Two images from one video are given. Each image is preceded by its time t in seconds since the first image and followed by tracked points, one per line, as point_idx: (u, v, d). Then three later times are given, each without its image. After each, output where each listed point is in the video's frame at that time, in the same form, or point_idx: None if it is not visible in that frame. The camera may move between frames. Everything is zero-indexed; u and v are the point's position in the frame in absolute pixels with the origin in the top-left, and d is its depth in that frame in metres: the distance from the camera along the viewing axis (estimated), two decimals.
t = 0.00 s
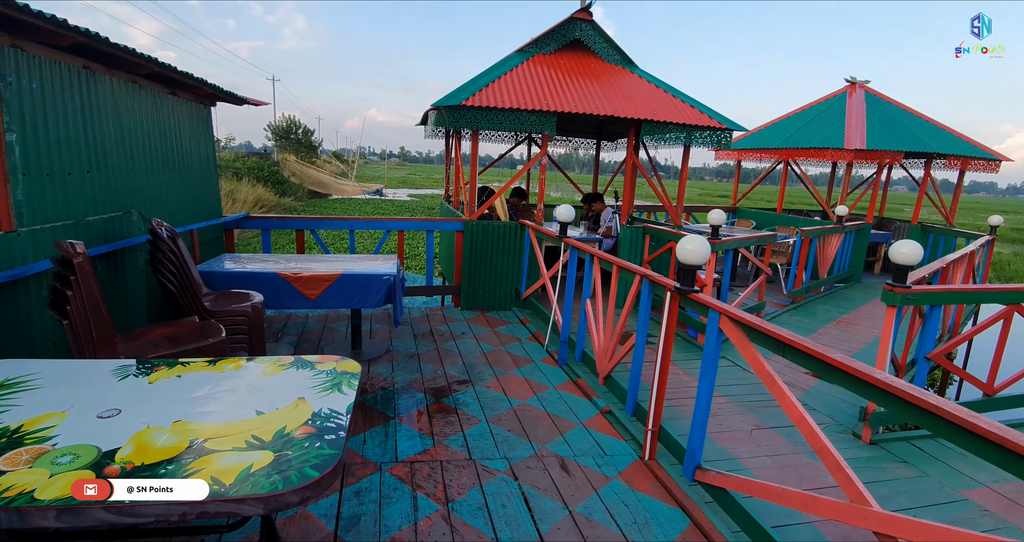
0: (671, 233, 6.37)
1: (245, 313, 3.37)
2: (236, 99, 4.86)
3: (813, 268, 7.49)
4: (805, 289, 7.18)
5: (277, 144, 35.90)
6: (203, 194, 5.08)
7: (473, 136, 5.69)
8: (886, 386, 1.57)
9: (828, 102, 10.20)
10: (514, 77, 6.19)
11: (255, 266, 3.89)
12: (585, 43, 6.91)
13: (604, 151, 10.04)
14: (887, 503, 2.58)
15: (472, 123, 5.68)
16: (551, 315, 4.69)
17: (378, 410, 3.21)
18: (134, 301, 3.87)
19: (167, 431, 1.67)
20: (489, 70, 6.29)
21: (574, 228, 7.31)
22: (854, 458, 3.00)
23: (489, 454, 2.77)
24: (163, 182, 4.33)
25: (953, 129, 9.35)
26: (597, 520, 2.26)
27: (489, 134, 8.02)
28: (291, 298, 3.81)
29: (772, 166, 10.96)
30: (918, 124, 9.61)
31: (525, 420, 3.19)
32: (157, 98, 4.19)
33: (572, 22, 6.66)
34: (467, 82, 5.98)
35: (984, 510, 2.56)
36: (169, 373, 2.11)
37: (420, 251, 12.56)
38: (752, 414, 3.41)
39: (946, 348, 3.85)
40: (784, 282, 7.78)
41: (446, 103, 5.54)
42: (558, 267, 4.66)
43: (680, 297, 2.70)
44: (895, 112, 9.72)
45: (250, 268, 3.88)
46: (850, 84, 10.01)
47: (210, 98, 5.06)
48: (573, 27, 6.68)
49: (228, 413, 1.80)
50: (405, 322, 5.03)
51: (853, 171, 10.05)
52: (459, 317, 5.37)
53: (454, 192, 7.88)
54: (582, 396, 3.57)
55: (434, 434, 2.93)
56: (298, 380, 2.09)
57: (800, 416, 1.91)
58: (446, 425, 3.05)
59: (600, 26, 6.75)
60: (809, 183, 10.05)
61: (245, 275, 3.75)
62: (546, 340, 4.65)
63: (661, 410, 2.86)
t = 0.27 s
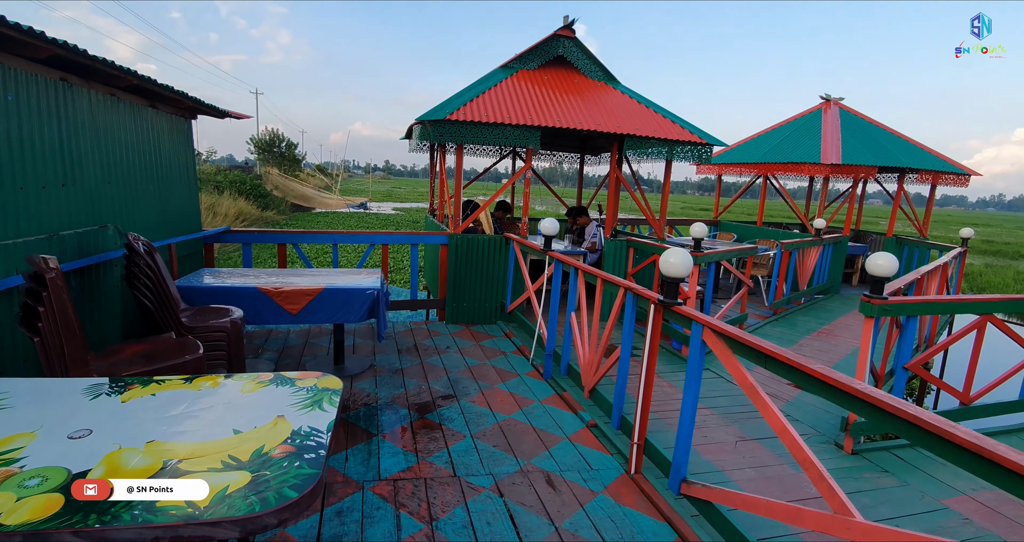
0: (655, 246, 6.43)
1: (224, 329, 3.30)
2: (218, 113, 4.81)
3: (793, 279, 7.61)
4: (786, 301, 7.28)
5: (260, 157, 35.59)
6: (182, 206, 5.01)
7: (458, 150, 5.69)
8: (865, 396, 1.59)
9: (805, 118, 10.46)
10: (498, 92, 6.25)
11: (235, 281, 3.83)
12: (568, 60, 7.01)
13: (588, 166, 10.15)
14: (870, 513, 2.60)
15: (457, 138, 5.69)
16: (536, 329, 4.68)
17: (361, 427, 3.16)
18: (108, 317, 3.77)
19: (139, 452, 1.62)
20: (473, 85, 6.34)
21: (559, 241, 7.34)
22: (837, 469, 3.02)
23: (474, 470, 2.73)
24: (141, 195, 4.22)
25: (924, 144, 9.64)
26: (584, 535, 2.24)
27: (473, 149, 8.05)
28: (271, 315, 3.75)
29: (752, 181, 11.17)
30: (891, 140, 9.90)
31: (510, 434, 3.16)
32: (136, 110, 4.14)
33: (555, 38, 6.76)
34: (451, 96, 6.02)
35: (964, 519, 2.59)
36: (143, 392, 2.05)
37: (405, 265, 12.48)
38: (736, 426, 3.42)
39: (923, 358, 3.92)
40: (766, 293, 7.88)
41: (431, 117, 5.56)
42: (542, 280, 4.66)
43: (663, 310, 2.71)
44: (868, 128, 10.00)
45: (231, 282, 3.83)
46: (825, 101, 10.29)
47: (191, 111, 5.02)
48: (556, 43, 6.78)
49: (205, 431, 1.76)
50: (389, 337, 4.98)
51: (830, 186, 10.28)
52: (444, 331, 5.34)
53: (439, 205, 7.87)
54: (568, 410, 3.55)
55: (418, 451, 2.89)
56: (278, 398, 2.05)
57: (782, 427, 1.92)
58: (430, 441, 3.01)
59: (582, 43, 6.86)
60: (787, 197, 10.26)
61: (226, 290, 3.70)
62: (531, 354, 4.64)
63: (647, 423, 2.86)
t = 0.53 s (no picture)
0: (634, 256, 6.47)
1: (197, 342, 3.22)
2: (193, 121, 4.73)
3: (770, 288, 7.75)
4: (763, 308, 7.41)
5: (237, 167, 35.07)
6: (155, 216, 4.89)
7: (438, 161, 5.70)
8: (840, 401, 1.62)
9: (778, 130, 10.73)
10: (478, 103, 6.27)
11: (210, 292, 3.75)
12: (548, 71, 7.09)
13: (568, 176, 10.23)
14: (848, 518, 2.64)
15: (438, 148, 5.69)
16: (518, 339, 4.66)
17: (340, 441, 3.10)
18: (75, 331, 3.65)
19: (106, 470, 1.56)
20: (454, 95, 6.36)
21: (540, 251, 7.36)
22: (815, 474, 3.06)
23: (455, 483, 2.70)
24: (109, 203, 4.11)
25: (892, 156, 9.97)
26: None
27: (454, 159, 8.06)
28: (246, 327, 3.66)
29: (728, 191, 11.38)
30: (860, 151, 10.21)
31: (492, 446, 3.14)
32: (107, 118, 4.03)
33: (535, 50, 6.83)
34: (431, 107, 6.02)
35: (938, 521, 2.64)
36: (110, 408, 1.98)
37: (385, 276, 12.37)
38: (717, 433, 3.45)
39: (894, 364, 4.00)
40: (743, 301, 8.01)
41: (411, 127, 5.55)
42: (524, 290, 4.65)
43: (644, 318, 2.73)
44: (839, 140, 10.30)
45: (205, 294, 3.74)
46: (797, 114, 10.58)
47: (164, 120, 4.92)
48: (536, 55, 6.85)
49: (175, 448, 1.70)
50: (369, 349, 4.90)
51: (803, 196, 10.56)
52: (425, 342, 5.28)
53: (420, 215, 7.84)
54: (550, 420, 3.54)
55: (397, 464, 2.85)
56: (252, 413, 2.00)
57: (761, 433, 1.94)
58: (410, 454, 2.97)
59: (562, 55, 6.94)
60: (762, 207, 10.48)
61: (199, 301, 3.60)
62: (513, 364, 4.61)
63: (628, 432, 2.86)
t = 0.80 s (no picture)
0: (615, 261, 6.52)
1: (168, 352, 3.14)
2: (166, 126, 4.63)
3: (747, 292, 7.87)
4: (740, 312, 7.52)
5: (213, 173, 34.44)
6: (125, 223, 4.75)
7: (419, 168, 5.68)
8: (815, 403, 1.64)
9: (753, 138, 10.96)
10: (458, 109, 6.27)
11: (183, 301, 3.66)
12: (528, 78, 7.13)
13: (549, 182, 10.29)
14: (824, 518, 2.68)
15: (419, 155, 5.67)
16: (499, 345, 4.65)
17: (318, 452, 3.04)
18: (40, 341, 3.53)
19: (70, 487, 1.51)
20: (434, 101, 6.35)
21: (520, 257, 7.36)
22: (792, 475, 3.11)
23: (435, 492, 2.67)
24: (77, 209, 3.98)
25: (862, 164, 10.26)
26: None
27: (434, 165, 8.02)
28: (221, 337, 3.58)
29: (706, 197, 11.57)
30: (832, 159, 10.48)
31: (473, 453, 3.11)
32: (76, 123, 3.92)
33: (515, 57, 6.86)
34: (411, 113, 6.00)
35: (911, 520, 2.70)
36: (75, 422, 1.90)
37: (365, 283, 12.25)
38: (696, 437, 3.48)
39: (867, 366, 4.08)
40: (722, 306, 8.13)
41: (391, 133, 5.51)
42: (505, 296, 4.64)
43: (624, 323, 2.75)
44: (812, 148, 10.56)
45: (178, 303, 3.65)
46: (771, 122, 10.82)
47: (136, 124, 4.81)
48: (516, 62, 6.88)
49: (143, 463, 1.65)
50: (347, 357, 4.84)
51: (778, 202, 10.79)
52: (405, 350, 5.23)
53: (400, 222, 7.79)
54: (531, 426, 3.53)
55: (377, 474, 2.80)
56: (225, 425, 1.95)
57: (738, 437, 1.96)
58: (389, 464, 2.92)
59: (542, 62, 6.99)
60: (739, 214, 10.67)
61: (171, 310, 3.51)
62: (494, 370, 4.59)
63: (609, 437, 2.87)
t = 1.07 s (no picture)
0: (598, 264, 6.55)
1: (143, 360, 3.06)
2: (142, 129, 4.53)
3: (728, 294, 7.97)
4: (722, 315, 7.61)
5: (191, 176, 33.85)
6: (98, 228, 4.63)
7: (402, 171, 5.65)
8: (794, 404, 1.67)
9: (733, 143, 11.14)
10: (441, 113, 6.26)
11: (159, 307, 3.58)
12: (510, 82, 7.15)
13: (532, 186, 10.32)
14: (804, 517, 2.72)
15: (402, 159, 5.64)
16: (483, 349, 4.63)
17: (298, 460, 2.99)
18: (8, 350, 3.41)
19: (38, 499, 1.47)
20: (416, 105, 6.32)
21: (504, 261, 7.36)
22: (772, 475, 3.15)
23: (418, 499, 2.64)
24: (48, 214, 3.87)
25: (838, 168, 10.50)
26: None
27: (417, 169, 7.99)
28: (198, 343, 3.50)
29: (687, 201, 11.71)
30: (809, 164, 10.71)
31: (456, 459, 3.09)
32: (46, 125, 3.82)
33: (497, 62, 6.87)
34: (394, 116, 5.97)
35: (888, 517, 2.75)
36: (44, 432, 1.85)
37: (347, 287, 12.12)
38: (679, 438, 3.51)
39: (844, 367, 4.16)
40: (703, 308, 8.22)
41: (373, 137, 5.47)
42: (488, 300, 4.63)
43: (607, 326, 2.76)
44: (789, 153, 10.77)
45: (154, 309, 3.57)
46: (750, 128, 11.02)
47: (109, 126, 4.69)
48: (499, 66, 6.89)
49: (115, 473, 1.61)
50: (329, 363, 4.77)
51: (757, 206, 10.96)
52: (388, 355, 5.18)
53: (383, 226, 7.73)
54: (515, 431, 3.52)
55: (359, 482, 2.77)
56: (200, 434, 1.90)
57: (719, 438, 1.98)
58: (372, 471, 2.89)
59: (524, 66, 7.01)
60: (720, 217, 10.82)
61: (146, 316, 3.43)
62: (478, 375, 4.57)
63: (593, 440, 2.87)
